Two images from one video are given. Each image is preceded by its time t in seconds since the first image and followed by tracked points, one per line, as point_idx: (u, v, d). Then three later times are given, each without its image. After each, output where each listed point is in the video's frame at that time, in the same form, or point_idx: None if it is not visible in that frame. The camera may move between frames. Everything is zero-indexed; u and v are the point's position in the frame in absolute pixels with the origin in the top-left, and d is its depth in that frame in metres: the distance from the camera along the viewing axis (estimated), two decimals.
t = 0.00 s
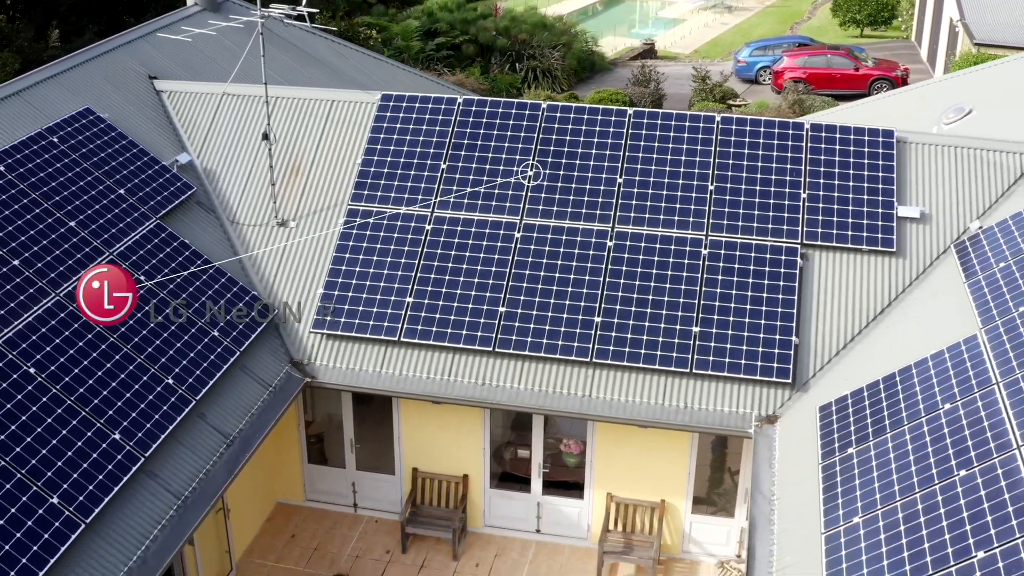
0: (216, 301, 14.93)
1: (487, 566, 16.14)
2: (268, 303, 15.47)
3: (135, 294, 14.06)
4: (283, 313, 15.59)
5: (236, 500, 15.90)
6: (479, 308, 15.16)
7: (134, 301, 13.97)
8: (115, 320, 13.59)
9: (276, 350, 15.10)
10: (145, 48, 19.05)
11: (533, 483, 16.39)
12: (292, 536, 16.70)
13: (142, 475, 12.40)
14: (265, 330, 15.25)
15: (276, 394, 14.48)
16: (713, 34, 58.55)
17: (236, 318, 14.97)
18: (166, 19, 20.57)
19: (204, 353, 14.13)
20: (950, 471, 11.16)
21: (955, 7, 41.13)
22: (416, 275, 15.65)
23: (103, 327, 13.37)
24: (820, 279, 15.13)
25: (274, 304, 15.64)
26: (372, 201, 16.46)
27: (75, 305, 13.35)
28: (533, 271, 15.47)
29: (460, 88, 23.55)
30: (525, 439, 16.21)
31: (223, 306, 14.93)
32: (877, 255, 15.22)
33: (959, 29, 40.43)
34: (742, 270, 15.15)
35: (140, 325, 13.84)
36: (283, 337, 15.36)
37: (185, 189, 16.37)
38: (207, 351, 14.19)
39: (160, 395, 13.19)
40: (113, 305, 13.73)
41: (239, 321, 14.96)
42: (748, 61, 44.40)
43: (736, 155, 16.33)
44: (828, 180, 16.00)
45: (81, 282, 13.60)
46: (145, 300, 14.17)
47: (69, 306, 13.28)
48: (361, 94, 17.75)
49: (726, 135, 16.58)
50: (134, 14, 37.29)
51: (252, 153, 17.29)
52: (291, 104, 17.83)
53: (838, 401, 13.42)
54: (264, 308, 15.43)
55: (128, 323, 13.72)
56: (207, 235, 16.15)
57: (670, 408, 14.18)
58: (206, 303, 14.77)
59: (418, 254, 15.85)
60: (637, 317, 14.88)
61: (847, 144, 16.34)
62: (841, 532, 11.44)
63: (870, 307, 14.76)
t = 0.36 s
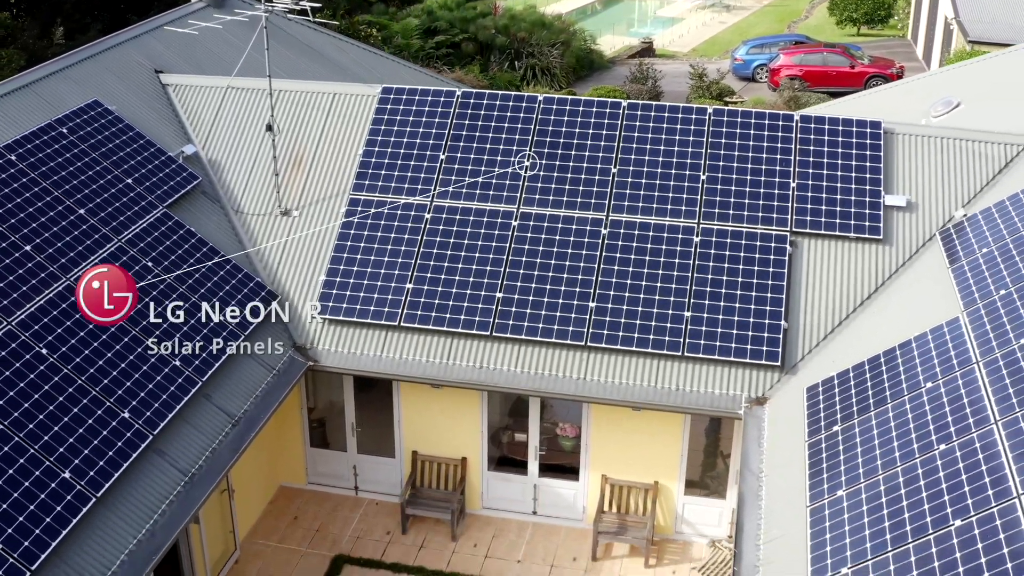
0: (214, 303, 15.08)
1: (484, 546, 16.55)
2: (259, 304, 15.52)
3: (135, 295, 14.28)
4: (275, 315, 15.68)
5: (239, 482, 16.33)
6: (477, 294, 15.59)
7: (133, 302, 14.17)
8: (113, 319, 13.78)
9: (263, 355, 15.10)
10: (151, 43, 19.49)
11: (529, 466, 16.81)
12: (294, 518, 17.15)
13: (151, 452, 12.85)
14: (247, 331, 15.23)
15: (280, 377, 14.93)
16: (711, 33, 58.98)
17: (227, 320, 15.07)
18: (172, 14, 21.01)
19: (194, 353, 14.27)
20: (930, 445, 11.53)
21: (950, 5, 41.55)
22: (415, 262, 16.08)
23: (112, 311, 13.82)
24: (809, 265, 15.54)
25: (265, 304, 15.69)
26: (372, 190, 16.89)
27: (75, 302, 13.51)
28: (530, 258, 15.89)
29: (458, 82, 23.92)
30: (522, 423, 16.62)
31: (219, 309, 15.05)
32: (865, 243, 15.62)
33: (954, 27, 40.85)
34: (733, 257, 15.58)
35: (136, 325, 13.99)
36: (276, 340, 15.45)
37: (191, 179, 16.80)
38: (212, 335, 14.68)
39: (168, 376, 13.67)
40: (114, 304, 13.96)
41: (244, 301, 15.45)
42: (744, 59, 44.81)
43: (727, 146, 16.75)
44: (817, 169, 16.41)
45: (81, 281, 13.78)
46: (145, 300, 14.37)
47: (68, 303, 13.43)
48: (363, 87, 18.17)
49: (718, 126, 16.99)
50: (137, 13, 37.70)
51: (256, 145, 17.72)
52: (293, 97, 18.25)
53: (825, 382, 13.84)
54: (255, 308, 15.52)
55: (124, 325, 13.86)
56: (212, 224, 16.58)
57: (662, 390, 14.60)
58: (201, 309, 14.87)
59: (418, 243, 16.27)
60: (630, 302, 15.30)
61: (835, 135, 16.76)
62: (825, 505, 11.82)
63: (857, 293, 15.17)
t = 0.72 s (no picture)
0: (214, 303, 15.28)
1: (482, 527, 16.97)
2: (260, 304, 15.75)
3: (135, 295, 14.45)
4: (275, 315, 15.95)
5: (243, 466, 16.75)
6: (474, 281, 16.01)
7: (132, 308, 14.24)
8: (115, 319, 13.93)
9: (260, 353, 15.28)
10: (156, 37, 19.90)
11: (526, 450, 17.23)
12: (296, 502, 17.59)
13: (159, 432, 13.30)
14: (244, 329, 15.42)
15: (283, 361, 15.38)
16: (709, 32, 59.40)
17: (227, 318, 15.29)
18: (176, 10, 21.44)
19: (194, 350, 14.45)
20: (912, 421, 11.92)
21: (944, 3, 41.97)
22: (415, 250, 16.51)
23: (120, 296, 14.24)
24: (797, 253, 15.95)
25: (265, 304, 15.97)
26: (373, 181, 17.31)
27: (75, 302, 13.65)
28: (526, 246, 16.31)
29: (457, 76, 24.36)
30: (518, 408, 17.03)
31: (218, 308, 15.24)
32: (853, 231, 16.01)
33: (948, 25, 41.29)
34: (723, 245, 15.99)
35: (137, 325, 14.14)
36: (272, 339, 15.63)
37: (196, 170, 17.23)
38: (218, 320, 15.11)
39: (174, 359, 14.11)
40: (115, 304, 14.10)
41: (248, 287, 15.89)
42: (741, 57, 45.21)
43: (718, 137, 17.16)
44: (807, 160, 16.81)
45: (81, 282, 13.93)
46: (145, 299, 14.55)
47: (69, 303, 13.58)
48: (363, 81, 18.61)
49: (710, 118, 17.41)
50: (139, 11, 38.10)
51: (259, 137, 18.17)
52: (296, 90, 18.68)
53: (812, 365, 14.26)
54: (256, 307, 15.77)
55: (124, 325, 14.00)
56: (217, 213, 17.03)
57: (654, 373, 15.02)
58: (201, 308, 15.05)
59: (417, 231, 16.69)
60: (624, 288, 15.72)
61: (824, 126, 17.16)
62: (811, 480, 12.21)
63: (845, 279, 15.57)
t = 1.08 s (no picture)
0: (213, 303, 15.45)
1: (479, 510, 17.37)
2: (259, 304, 15.95)
3: (135, 295, 14.57)
4: (275, 315, 16.17)
5: (246, 450, 17.13)
6: (472, 269, 16.42)
7: (130, 307, 14.37)
8: (114, 319, 14.07)
9: (260, 352, 15.46)
10: (161, 32, 20.31)
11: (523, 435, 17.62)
12: (298, 486, 18.00)
13: (165, 413, 13.72)
14: (246, 319, 15.79)
15: (285, 346, 15.81)
16: (707, 30, 59.81)
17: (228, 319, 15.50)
18: (180, 6, 21.85)
19: (195, 349, 14.65)
20: (894, 400, 12.30)
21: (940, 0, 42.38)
22: (414, 239, 16.91)
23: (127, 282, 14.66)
24: (787, 242, 16.35)
25: (265, 305, 16.21)
26: (373, 172, 17.72)
27: (75, 301, 13.79)
28: (522, 235, 16.71)
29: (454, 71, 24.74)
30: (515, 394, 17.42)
31: (219, 309, 15.42)
32: (841, 221, 16.40)
33: (943, 22, 41.71)
34: (715, 233, 16.38)
35: (136, 324, 14.27)
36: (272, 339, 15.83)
37: (200, 161, 17.64)
38: (222, 306, 15.53)
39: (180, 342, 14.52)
40: (115, 304, 14.23)
41: (251, 276, 16.31)
42: (739, 55, 45.63)
43: (710, 129, 17.56)
44: (796, 151, 17.20)
45: (81, 281, 14.05)
46: (150, 287, 14.90)
47: (69, 302, 13.71)
48: (364, 75, 19.02)
49: (702, 110, 17.81)
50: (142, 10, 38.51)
51: (261, 130, 18.57)
52: (298, 84, 19.09)
53: (800, 350, 14.65)
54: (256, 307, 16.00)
55: (123, 324, 14.14)
56: (221, 203, 17.45)
57: (647, 358, 15.42)
58: (201, 307, 15.22)
59: (416, 221, 17.11)
60: (617, 276, 16.11)
61: (814, 118, 17.55)
62: (796, 457, 12.60)
63: (833, 267, 15.97)
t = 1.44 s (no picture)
0: (214, 303, 15.63)
1: (477, 495, 17.77)
2: (258, 304, 16.12)
3: (134, 294, 14.75)
4: (275, 315, 16.33)
5: (249, 435, 17.53)
6: (470, 258, 16.82)
7: (129, 307, 14.51)
8: (114, 319, 14.23)
9: (260, 352, 15.61)
10: (166, 28, 20.72)
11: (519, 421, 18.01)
12: (300, 471, 18.40)
13: (172, 395, 14.13)
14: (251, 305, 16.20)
15: (287, 332, 16.23)
16: (705, 29, 60.19)
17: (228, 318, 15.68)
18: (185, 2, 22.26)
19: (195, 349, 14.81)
20: (878, 380, 12.68)
21: None
22: (413, 229, 17.31)
23: (134, 269, 15.07)
24: (777, 231, 16.75)
25: (265, 304, 16.39)
26: (373, 163, 18.11)
27: (75, 301, 13.94)
28: (519, 225, 17.11)
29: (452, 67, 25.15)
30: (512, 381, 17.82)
31: (219, 308, 15.60)
32: (830, 211, 16.80)
33: (939, 20, 42.09)
34: (707, 223, 16.77)
35: (136, 324, 14.42)
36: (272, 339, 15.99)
37: (204, 153, 18.04)
38: (227, 293, 15.93)
39: (185, 328, 14.93)
40: (115, 304, 14.40)
41: (254, 264, 16.72)
42: (736, 53, 46.05)
43: (703, 122, 17.96)
44: (787, 143, 17.60)
45: (81, 281, 14.20)
46: (156, 275, 15.31)
47: (69, 302, 13.86)
48: (364, 69, 19.41)
49: (695, 104, 18.21)
50: (144, 8, 38.88)
51: (264, 123, 18.97)
52: (299, 78, 19.48)
53: (789, 335, 15.05)
54: (256, 307, 16.17)
55: (123, 324, 14.29)
56: (225, 194, 17.86)
57: (640, 344, 15.83)
58: (202, 308, 15.40)
59: (415, 212, 17.51)
60: (612, 264, 16.51)
61: (804, 111, 17.95)
62: (783, 436, 13.00)
63: (822, 256, 16.37)
